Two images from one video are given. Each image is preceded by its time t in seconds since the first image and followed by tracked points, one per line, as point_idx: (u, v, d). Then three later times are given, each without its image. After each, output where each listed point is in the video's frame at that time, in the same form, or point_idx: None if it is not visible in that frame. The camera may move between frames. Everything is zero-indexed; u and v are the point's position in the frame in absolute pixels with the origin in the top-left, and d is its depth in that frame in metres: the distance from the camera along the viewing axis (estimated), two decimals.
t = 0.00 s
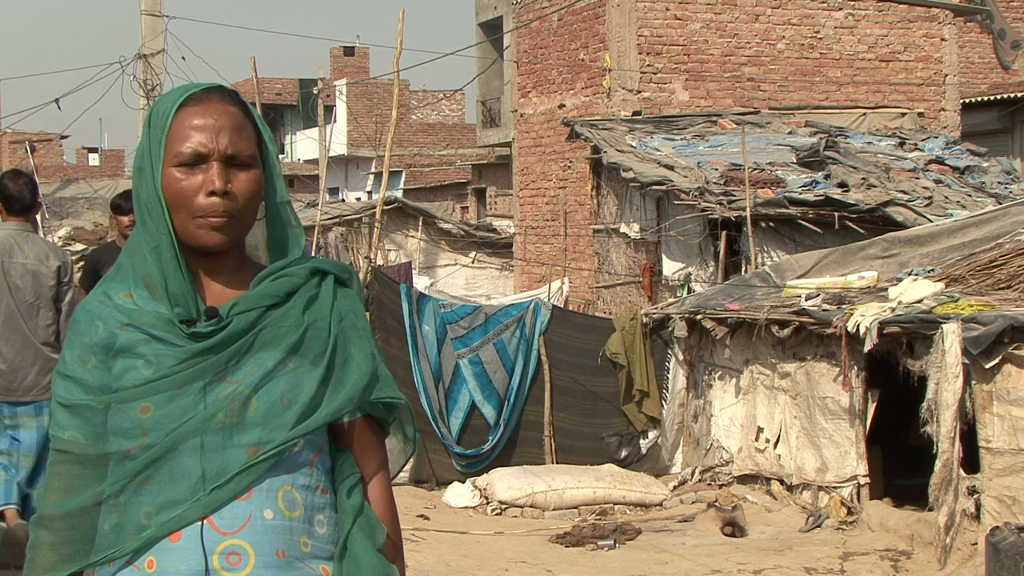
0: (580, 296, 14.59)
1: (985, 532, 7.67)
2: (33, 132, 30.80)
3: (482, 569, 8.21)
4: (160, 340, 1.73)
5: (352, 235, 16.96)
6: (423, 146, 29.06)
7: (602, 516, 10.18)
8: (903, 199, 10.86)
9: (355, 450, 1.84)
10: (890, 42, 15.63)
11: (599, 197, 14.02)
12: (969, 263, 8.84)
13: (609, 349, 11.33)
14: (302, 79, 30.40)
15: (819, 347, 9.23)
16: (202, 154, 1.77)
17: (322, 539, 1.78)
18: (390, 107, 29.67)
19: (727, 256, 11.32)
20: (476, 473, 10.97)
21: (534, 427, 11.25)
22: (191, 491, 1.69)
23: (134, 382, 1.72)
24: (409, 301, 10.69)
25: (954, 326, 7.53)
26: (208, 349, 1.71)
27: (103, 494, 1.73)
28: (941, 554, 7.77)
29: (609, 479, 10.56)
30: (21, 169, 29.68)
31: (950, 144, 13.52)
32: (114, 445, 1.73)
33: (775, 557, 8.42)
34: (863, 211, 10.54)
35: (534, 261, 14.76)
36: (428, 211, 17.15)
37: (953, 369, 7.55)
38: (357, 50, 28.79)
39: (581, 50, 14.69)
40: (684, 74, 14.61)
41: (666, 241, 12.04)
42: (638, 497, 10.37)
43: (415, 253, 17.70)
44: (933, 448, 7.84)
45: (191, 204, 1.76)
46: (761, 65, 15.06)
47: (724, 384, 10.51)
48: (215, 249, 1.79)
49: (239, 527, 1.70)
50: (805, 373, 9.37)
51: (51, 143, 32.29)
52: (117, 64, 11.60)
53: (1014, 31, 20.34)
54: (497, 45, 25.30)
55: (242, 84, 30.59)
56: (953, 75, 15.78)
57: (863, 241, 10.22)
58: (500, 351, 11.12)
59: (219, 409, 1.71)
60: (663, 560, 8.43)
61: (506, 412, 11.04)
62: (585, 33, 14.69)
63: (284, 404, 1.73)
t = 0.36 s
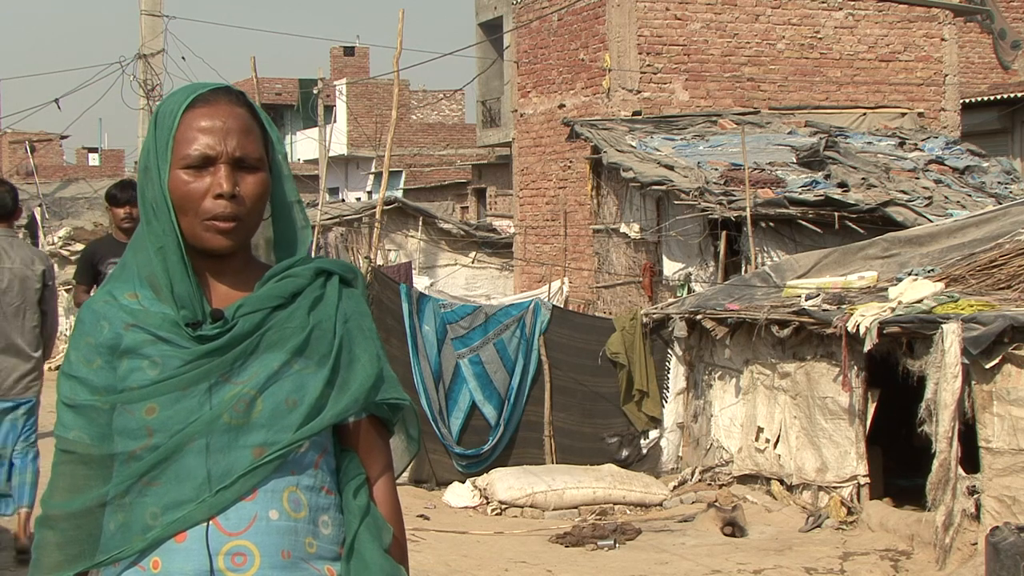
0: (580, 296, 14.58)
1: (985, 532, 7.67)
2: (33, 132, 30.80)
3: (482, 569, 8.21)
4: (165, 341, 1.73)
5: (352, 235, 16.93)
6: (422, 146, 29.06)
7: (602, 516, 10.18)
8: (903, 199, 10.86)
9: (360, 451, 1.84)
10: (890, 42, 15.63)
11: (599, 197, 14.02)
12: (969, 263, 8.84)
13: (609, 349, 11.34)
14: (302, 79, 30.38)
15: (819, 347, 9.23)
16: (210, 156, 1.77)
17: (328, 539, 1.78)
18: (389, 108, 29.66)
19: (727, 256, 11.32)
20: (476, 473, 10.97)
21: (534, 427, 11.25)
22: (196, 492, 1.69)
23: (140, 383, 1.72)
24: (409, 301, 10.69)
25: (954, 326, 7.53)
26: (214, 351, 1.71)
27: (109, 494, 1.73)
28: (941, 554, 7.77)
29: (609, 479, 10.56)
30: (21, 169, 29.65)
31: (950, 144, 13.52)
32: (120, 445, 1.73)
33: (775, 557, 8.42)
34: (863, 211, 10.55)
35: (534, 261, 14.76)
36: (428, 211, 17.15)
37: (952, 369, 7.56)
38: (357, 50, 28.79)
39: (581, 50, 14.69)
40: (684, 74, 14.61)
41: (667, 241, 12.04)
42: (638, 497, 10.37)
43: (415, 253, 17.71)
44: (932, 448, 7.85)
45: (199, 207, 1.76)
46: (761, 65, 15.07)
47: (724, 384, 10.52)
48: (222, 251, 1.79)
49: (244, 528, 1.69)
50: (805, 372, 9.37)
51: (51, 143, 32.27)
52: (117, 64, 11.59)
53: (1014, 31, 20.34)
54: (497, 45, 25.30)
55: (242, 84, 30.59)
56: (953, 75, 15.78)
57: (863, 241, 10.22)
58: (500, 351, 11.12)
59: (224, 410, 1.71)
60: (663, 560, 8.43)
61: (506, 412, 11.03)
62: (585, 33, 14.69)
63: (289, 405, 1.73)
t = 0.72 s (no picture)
0: (580, 296, 14.57)
1: (985, 532, 7.67)
2: (33, 132, 30.78)
3: (483, 569, 8.21)
4: (168, 341, 1.73)
5: (353, 236, 16.74)
6: (422, 146, 29.06)
7: (602, 516, 10.18)
8: (903, 199, 10.86)
9: (364, 452, 1.84)
10: (890, 42, 15.63)
11: (599, 197, 14.02)
12: (969, 263, 8.84)
13: (609, 349, 11.35)
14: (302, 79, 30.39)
15: (819, 347, 9.23)
16: (212, 156, 1.76)
17: (331, 541, 1.78)
18: (389, 108, 29.68)
19: (727, 256, 11.32)
20: (477, 473, 10.95)
21: (534, 427, 11.25)
22: (198, 492, 1.69)
23: (143, 384, 1.72)
24: (409, 301, 10.69)
25: (954, 326, 7.53)
26: (216, 351, 1.71)
27: (113, 495, 1.73)
28: (940, 554, 7.76)
29: (609, 479, 10.56)
30: (21, 169, 29.64)
31: (950, 144, 13.52)
32: (123, 445, 1.73)
33: (775, 556, 8.42)
34: (863, 211, 10.55)
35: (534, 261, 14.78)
36: (428, 211, 17.15)
37: (952, 368, 7.56)
38: (357, 50, 28.80)
39: (581, 50, 14.69)
40: (684, 74, 14.61)
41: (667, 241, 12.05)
42: (638, 497, 10.37)
43: (415, 253, 17.72)
44: (932, 448, 7.85)
45: (200, 207, 1.76)
46: (761, 65, 15.07)
47: (724, 384, 10.52)
48: (224, 251, 1.78)
49: (246, 530, 1.69)
50: (805, 372, 9.37)
51: (51, 143, 32.26)
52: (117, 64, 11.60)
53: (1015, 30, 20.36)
54: (496, 45, 25.29)
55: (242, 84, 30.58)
56: (953, 75, 15.79)
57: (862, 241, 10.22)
58: (500, 351, 11.13)
59: (227, 411, 1.71)
60: (663, 560, 8.43)
61: (506, 412, 11.02)
62: (585, 33, 14.69)
63: (292, 406, 1.73)
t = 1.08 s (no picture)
0: (580, 296, 14.57)
1: (985, 532, 7.67)
2: (33, 132, 30.79)
3: (483, 569, 8.20)
4: (173, 341, 1.73)
5: (351, 234, 16.93)
6: (423, 146, 29.05)
7: (602, 516, 10.18)
8: (903, 199, 10.86)
9: (368, 452, 1.85)
10: (890, 42, 15.63)
11: (599, 197, 14.02)
12: (969, 263, 8.84)
13: (609, 349, 11.36)
14: (302, 79, 30.39)
15: (819, 347, 9.23)
16: (219, 156, 1.77)
17: (333, 542, 1.78)
18: (389, 107, 29.68)
19: (727, 256, 11.32)
20: (477, 473, 10.94)
21: (534, 427, 11.24)
22: (202, 491, 1.69)
23: (147, 383, 1.72)
24: (409, 301, 10.71)
25: (954, 326, 7.53)
26: (221, 351, 1.71)
27: (117, 493, 1.73)
28: (940, 554, 7.77)
29: (609, 479, 10.57)
30: (21, 169, 29.65)
31: (950, 144, 13.52)
32: (127, 444, 1.74)
33: (775, 557, 8.42)
34: (863, 211, 10.55)
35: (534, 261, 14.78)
36: (428, 211, 17.15)
37: (952, 368, 7.56)
38: (357, 50, 28.80)
39: (581, 50, 14.69)
40: (684, 74, 14.61)
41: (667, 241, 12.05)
42: (638, 497, 10.37)
43: (415, 253, 17.72)
44: (932, 448, 7.84)
45: (208, 207, 1.76)
46: (761, 65, 15.07)
47: (724, 384, 10.52)
48: (232, 251, 1.78)
49: (249, 529, 1.69)
50: (805, 372, 9.37)
51: (51, 143, 32.26)
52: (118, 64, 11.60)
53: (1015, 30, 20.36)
54: (497, 45, 25.29)
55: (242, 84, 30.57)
56: (953, 75, 15.79)
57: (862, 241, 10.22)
58: (501, 351, 11.13)
59: (231, 410, 1.70)
60: (663, 560, 8.43)
61: (507, 412, 11.02)
62: (585, 33, 14.68)
63: (295, 407, 1.73)
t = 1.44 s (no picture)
0: (580, 296, 14.56)
1: (985, 532, 7.67)
2: (33, 132, 30.78)
3: (482, 569, 8.20)
4: (179, 340, 1.73)
5: (352, 235, 16.89)
6: (422, 146, 29.06)
7: (602, 516, 10.18)
8: (903, 199, 10.86)
9: (374, 452, 1.84)
10: (890, 42, 15.64)
11: (599, 197, 14.03)
12: (969, 263, 8.84)
13: (609, 349, 11.37)
14: (302, 79, 30.38)
15: (819, 347, 9.23)
16: (224, 158, 1.76)
17: (339, 542, 1.78)
18: (389, 107, 29.68)
19: (727, 256, 11.32)
20: (477, 473, 10.94)
21: (534, 427, 11.24)
22: (208, 491, 1.69)
23: (154, 382, 1.72)
24: (409, 301, 10.71)
25: (954, 326, 7.54)
26: (227, 351, 1.71)
27: (124, 493, 1.73)
28: (940, 554, 7.77)
29: (609, 479, 10.56)
30: (21, 170, 29.65)
31: (950, 144, 13.52)
32: (133, 443, 1.73)
33: (775, 557, 8.42)
34: (863, 211, 10.55)
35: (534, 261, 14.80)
36: (428, 211, 17.15)
37: (952, 368, 7.56)
38: (357, 50, 28.80)
39: (581, 50, 14.69)
40: (684, 74, 14.61)
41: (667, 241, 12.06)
42: (638, 497, 10.37)
43: (415, 253, 17.73)
44: (933, 448, 7.84)
45: (213, 208, 1.76)
46: (761, 65, 15.07)
47: (724, 384, 10.52)
48: (237, 252, 1.78)
49: (254, 529, 1.69)
50: (805, 372, 9.37)
51: (52, 143, 32.26)
52: (117, 64, 11.60)
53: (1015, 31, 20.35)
54: (496, 45, 25.28)
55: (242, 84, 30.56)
56: (953, 75, 15.79)
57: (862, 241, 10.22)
58: (501, 350, 11.12)
59: (236, 411, 1.70)
60: (663, 560, 8.43)
61: (506, 412, 11.01)
62: (585, 33, 14.68)
63: (300, 407, 1.73)
